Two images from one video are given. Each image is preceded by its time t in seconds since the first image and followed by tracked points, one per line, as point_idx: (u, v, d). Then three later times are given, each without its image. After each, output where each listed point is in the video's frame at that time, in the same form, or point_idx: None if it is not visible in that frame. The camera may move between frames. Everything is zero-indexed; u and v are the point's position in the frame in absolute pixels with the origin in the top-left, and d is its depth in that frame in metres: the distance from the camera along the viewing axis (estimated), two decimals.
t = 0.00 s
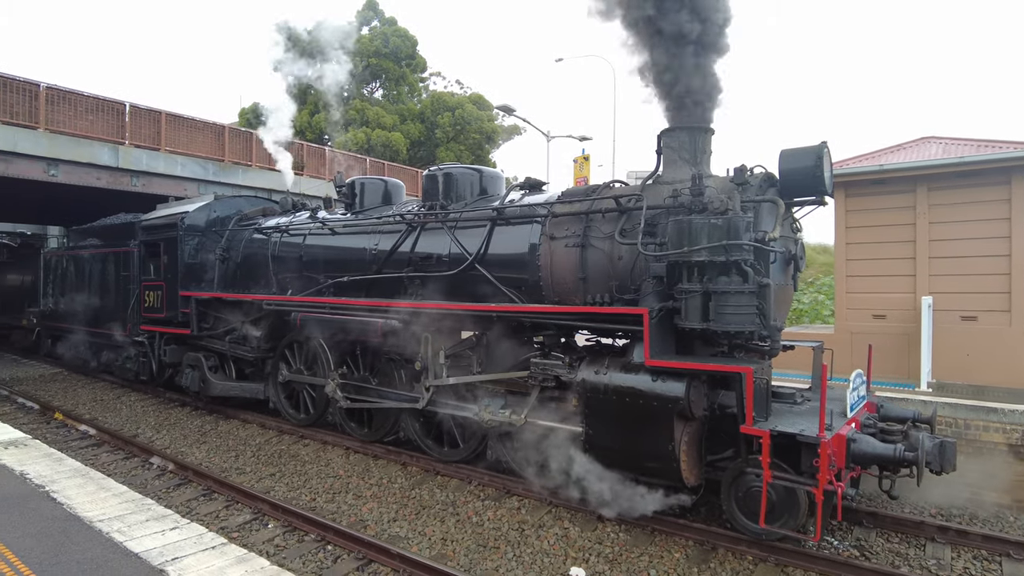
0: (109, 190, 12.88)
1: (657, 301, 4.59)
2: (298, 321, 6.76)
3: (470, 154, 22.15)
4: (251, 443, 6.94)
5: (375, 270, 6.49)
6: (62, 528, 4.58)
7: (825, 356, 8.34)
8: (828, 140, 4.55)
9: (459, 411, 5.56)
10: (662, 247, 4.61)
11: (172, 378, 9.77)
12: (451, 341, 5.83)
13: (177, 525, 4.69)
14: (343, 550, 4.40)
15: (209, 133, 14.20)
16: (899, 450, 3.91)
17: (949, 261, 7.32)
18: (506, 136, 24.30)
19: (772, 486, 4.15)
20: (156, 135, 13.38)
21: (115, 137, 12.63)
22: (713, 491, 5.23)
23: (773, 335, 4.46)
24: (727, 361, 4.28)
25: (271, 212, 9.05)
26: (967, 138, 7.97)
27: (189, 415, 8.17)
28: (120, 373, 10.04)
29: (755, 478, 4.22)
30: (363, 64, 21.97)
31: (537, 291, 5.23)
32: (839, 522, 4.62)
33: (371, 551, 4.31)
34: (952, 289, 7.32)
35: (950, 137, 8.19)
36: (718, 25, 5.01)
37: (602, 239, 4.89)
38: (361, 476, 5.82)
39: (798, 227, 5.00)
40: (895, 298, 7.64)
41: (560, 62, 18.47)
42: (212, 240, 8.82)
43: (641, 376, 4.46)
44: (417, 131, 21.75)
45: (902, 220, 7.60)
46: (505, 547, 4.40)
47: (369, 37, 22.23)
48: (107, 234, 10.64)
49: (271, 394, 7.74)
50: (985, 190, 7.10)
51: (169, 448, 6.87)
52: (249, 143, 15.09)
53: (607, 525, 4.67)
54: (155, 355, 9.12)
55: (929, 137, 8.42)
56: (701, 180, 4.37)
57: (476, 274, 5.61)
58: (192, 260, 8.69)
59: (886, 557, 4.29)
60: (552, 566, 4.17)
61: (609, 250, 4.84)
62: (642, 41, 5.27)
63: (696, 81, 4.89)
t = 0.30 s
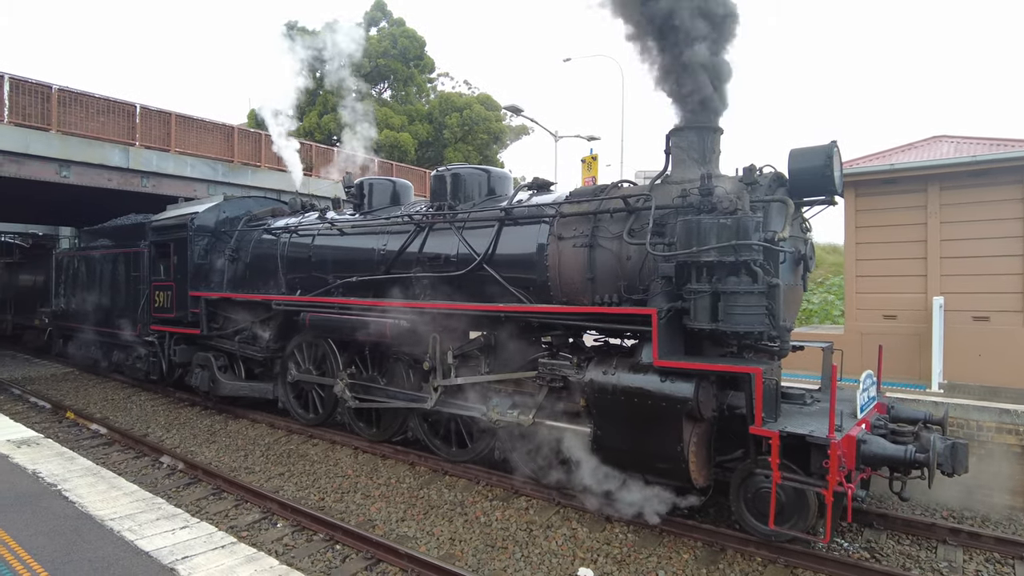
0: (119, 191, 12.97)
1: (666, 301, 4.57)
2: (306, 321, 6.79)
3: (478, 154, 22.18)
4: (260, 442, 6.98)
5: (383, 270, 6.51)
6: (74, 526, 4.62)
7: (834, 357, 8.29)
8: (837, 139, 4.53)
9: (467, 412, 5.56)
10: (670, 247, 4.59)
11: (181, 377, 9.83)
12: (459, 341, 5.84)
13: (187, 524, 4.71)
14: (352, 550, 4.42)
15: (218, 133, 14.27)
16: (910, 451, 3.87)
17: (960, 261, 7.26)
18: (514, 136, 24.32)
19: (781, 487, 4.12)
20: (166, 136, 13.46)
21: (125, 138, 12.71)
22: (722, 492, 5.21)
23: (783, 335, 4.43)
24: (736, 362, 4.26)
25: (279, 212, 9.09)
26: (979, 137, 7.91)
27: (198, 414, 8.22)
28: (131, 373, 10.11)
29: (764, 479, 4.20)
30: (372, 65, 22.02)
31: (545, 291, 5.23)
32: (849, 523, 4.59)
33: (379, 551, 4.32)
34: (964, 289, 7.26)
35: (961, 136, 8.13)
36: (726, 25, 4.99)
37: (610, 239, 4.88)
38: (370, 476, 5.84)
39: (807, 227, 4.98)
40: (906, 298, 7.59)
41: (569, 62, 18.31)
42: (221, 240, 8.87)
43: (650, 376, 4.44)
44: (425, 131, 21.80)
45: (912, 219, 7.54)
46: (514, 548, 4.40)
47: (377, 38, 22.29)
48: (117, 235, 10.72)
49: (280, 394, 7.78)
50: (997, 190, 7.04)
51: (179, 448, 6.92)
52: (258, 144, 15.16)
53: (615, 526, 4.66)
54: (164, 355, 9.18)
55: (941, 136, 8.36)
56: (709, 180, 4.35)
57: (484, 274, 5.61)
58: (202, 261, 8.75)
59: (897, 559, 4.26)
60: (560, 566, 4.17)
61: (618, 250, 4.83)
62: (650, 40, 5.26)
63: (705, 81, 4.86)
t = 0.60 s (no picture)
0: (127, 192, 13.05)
1: (672, 302, 4.56)
2: (312, 321, 6.81)
3: (483, 154, 22.22)
4: (266, 442, 7.01)
5: (389, 270, 6.53)
6: (82, 525, 4.66)
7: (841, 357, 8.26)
8: (844, 139, 4.51)
9: (472, 412, 5.57)
10: (676, 247, 4.59)
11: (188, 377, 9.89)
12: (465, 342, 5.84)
13: (194, 524, 4.74)
14: (357, 550, 4.43)
15: (224, 134, 14.34)
16: (917, 453, 3.85)
17: (968, 261, 7.22)
18: (520, 136, 24.36)
19: (787, 488, 4.11)
20: (173, 137, 13.51)
21: (133, 139, 12.75)
22: (728, 492, 5.20)
23: (789, 336, 4.41)
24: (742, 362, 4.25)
25: (285, 213, 9.13)
26: (987, 136, 7.86)
27: (205, 414, 8.27)
28: (138, 373, 10.17)
29: (770, 480, 4.19)
30: (378, 66, 22.10)
31: (550, 292, 5.24)
32: (855, 524, 4.57)
33: (385, 551, 4.33)
34: (972, 289, 7.21)
35: (970, 135, 8.08)
36: (731, 24, 4.97)
37: (616, 239, 4.88)
38: (375, 476, 5.85)
39: (813, 227, 4.96)
40: (913, 298, 7.55)
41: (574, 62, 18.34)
42: (228, 241, 8.92)
43: (656, 377, 4.44)
44: (431, 132, 21.86)
45: (920, 219, 7.49)
46: (519, 548, 4.41)
47: (383, 39, 22.37)
48: (125, 235, 10.79)
49: (286, 394, 7.81)
50: (1006, 190, 6.99)
51: (186, 447, 6.96)
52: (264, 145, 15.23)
53: (621, 526, 4.66)
54: (171, 355, 9.23)
55: (949, 135, 8.32)
56: (715, 180, 4.35)
57: (489, 275, 5.62)
58: (209, 261, 8.79)
59: (904, 560, 4.24)
60: (565, 567, 4.17)
61: (623, 250, 4.83)
62: (656, 39, 5.25)
63: (711, 81, 4.86)
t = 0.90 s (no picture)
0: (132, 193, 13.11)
1: (675, 302, 4.56)
2: (316, 322, 6.83)
3: (487, 155, 22.26)
4: (271, 442, 7.03)
5: (393, 270, 6.54)
6: (87, 525, 4.68)
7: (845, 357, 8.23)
8: (848, 139, 4.50)
9: (476, 412, 5.57)
10: (679, 247, 4.58)
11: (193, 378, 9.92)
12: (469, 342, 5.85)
13: (198, 523, 4.76)
14: (361, 550, 4.44)
15: (229, 135, 14.38)
16: (922, 453, 3.84)
17: (973, 261, 7.19)
18: (523, 137, 24.39)
19: (792, 489, 4.10)
20: (178, 138, 13.55)
21: (137, 140, 12.80)
22: (732, 493, 5.19)
23: (793, 336, 4.40)
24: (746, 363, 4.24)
25: (290, 214, 9.16)
26: (993, 135, 7.83)
27: (210, 414, 8.29)
28: (143, 373, 10.21)
29: (774, 480, 4.18)
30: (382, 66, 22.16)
31: (554, 292, 5.24)
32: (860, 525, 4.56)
33: (389, 551, 4.34)
34: (978, 289, 7.18)
35: (975, 135, 8.05)
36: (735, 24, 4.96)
37: (619, 239, 4.87)
38: (379, 476, 5.86)
39: (818, 227, 4.95)
40: (918, 299, 7.53)
41: (577, 62, 18.40)
42: (232, 241, 8.95)
43: (659, 377, 4.43)
44: (435, 132, 21.89)
45: (925, 219, 7.47)
46: (523, 548, 4.41)
47: (387, 40, 22.42)
48: (130, 236, 10.84)
49: (291, 394, 7.83)
50: (1011, 189, 6.96)
51: (191, 447, 6.98)
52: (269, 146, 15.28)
53: (624, 527, 4.66)
54: (176, 355, 9.27)
55: (954, 135, 8.29)
56: (719, 180, 4.34)
57: (493, 275, 5.62)
58: (213, 261, 8.82)
59: (909, 561, 4.23)
60: (569, 567, 4.17)
61: (626, 250, 4.83)
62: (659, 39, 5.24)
63: (714, 81, 4.85)
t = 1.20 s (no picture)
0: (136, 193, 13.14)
1: (679, 302, 4.55)
2: (319, 322, 6.83)
3: (490, 155, 22.25)
4: (273, 442, 7.04)
5: (396, 270, 6.54)
6: (91, 524, 4.69)
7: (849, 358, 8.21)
8: (852, 139, 4.49)
9: (479, 412, 5.58)
10: (683, 247, 4.58)
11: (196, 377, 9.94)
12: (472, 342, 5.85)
13: (202, 523, 4.77)
14: (364, 550, 4.44)
15: (232, 135, 14.39)
16: (926, 454, 3.82)
17: (978, 261, 7.16)
18: (526, 137, 24.36)
19: (795, 489, 4.09)
20: (181, 138, 13.57)
21: (141, 140, 12.83)
22: (735, 493, 5.18)
23: (796, 336, 4.40)
24: (750, 363, 4.23)
25: (293, 214, 9.17)
26: (998, 135, 7.79)
27: (213, 414, 8.31)
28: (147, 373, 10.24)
29: (778, 481, 4.17)
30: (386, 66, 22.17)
31: (557, 292, 5.24)
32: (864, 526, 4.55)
33: (391, 551, 4.34)
34: (982, 289, 7.15)
35: (980, 134, 8.02)
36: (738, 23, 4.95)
37: (622, 239, 4.87)
38: (382, 476, 5.87)
39: (821, 227, 4.94)
40: (922, 299, 7.50)
41: (581, 62, 18.38)
42: (235, 241, 8.96)
43: (662, 377, 4.43)
44: (437, 132, 21.88)
45: (929, 219, 7.44)
46: (525, 548, 4.41)
47: (390, 40, 22.42)
48: (134, 236, 10.86)
49: (294, 394, 7.85)
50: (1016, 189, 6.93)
51: (194, 447, 7.00)
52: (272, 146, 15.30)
53: (627, 527, 4.65)
54: (180, 355, 9.29)
55: (958, 134, 8.26)
56: (722, 180, 4.33)
57: (496, 275, 5.62)
58: (217, 261, 8.83)
59: (913, 562, 4.22)
60: (572, 567, 4.16)
61: (630, 250, 4.82)
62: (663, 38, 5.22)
63: (717, 80, 4.83)
